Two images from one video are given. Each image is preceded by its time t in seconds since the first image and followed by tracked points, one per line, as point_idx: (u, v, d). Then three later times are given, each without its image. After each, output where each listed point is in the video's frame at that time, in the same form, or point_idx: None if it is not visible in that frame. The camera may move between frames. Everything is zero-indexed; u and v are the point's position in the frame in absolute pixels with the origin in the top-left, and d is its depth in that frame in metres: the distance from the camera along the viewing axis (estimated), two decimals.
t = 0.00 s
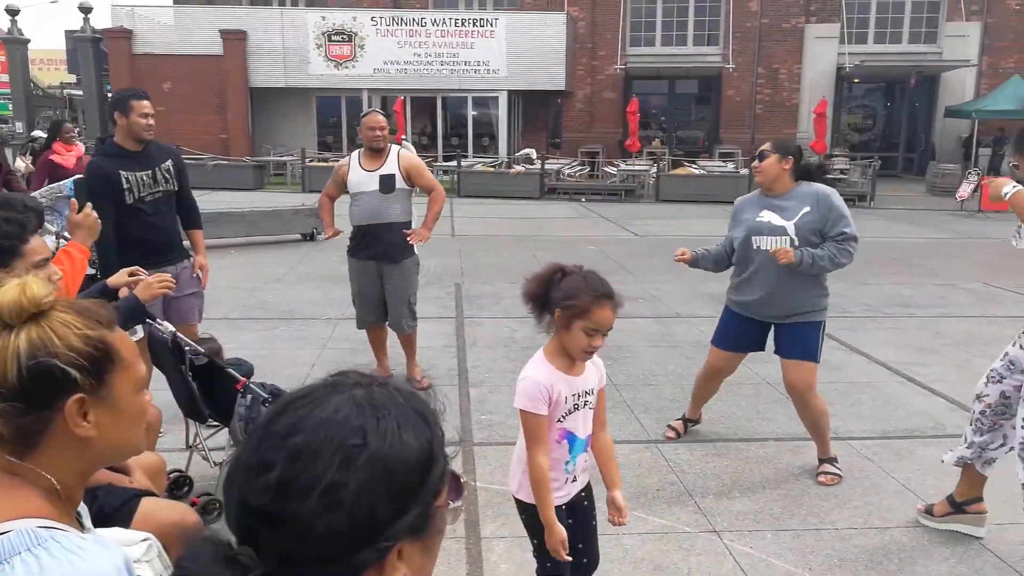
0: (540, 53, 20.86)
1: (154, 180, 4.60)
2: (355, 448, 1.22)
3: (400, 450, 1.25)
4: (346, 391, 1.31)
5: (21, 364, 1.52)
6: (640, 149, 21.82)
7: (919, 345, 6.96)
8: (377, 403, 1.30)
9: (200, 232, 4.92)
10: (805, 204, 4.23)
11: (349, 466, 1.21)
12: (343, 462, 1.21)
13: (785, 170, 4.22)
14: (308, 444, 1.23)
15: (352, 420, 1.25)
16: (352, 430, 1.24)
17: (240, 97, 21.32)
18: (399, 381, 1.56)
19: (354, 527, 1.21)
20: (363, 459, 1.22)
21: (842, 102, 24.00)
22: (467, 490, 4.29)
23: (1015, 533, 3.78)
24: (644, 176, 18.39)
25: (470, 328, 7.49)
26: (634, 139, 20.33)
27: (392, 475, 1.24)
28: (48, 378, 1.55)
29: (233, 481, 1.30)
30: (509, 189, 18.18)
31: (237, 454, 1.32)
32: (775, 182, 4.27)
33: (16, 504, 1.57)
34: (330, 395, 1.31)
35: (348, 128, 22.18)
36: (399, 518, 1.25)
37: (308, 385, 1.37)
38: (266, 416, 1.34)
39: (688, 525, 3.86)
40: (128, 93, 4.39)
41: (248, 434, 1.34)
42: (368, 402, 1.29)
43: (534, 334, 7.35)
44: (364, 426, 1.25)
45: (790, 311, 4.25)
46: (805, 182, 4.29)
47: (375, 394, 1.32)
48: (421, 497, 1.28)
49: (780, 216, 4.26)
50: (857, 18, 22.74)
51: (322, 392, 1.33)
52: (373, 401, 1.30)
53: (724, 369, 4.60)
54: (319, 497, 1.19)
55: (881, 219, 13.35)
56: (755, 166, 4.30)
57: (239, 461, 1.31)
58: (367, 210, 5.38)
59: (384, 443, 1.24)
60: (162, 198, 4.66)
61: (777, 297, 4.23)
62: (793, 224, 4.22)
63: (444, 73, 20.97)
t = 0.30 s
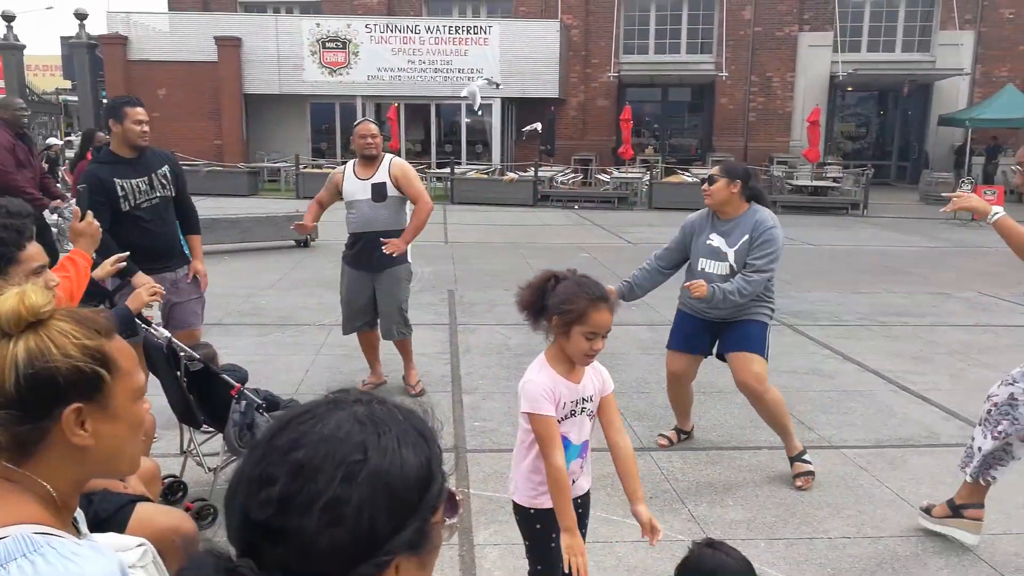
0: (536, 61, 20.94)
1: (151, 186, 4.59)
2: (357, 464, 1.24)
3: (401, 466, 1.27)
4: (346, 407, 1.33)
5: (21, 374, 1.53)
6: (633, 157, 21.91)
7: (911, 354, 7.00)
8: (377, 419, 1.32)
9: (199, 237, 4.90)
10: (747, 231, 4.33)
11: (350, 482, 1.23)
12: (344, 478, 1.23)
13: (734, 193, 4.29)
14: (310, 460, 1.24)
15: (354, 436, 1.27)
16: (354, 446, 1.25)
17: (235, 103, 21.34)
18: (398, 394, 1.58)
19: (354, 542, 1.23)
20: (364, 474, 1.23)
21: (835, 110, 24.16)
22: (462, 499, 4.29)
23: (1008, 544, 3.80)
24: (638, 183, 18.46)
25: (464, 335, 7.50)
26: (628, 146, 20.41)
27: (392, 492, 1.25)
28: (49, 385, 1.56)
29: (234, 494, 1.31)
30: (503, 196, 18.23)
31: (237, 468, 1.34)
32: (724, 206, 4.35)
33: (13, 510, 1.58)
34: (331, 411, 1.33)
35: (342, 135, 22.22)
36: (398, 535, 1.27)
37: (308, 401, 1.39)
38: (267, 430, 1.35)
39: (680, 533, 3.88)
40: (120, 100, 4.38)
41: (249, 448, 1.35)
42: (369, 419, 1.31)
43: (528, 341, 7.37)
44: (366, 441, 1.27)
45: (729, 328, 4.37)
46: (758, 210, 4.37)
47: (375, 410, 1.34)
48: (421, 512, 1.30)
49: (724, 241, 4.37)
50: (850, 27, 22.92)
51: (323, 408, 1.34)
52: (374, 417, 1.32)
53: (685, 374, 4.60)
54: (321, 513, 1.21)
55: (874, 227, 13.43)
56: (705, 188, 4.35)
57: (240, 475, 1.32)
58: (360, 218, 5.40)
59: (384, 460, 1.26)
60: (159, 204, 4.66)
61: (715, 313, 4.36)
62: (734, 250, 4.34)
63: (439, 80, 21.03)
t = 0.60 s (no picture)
0: (536, 66, 21.01)
1: (172, 190, 4.63)
2: (339, 463, 1.25)
3: (384, 466, 1.28)
4: (330, 408, 1.35)
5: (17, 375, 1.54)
6: (631, 162, 21.97)
7: (908, 362, 7.03)
8: (360, 420, 1.33)
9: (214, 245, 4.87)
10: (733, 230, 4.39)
11: (332, 482, 1.24)
12: (327, 477, 1.24)
13: (723, 194, 4.39)
14: (292, 459, 1.26)
15: (336, 436, 1.28)
16: (335, 446, 1.27)
17: (233, 105, 21.33)
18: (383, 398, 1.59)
19: (337, 542, 1.24)
20: (347, 474, 1.24)
21: (834, 118, 24.23)
22: (459, 504, 4.30)
23: (1004, 555, 3.82)
24: (636, 189, 18.52)
25: (462, 340, 7.51)
26: (626, 152, 20.47)
27: (374, 491, 1.26)
28: (46, 387, 1.56)
29: (218, 496, 1.32)
30: (501, 200, 18.27)
31: (221, 471, 1.35)
32: (711, 209, 4.45)
33: (12, 511, 1.59)
34: (314, 412, 1.34)
35: (340, 138, 22.19)
36: (383, 535, 1.27)
37: (292, 401, 1.40)
38: (250, 433, 1.37)
39: (676, 540, 3.89)
40: (149, 104, 4.46)
41: (232, 450, 1.37)
42: (352, 419, 1.32)
43: (526, 346, 7.38)
44: (348, 441, 1.28)
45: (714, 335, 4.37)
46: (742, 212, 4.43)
47: (358, 410, 1.36)
48: (404, 512, 1.30)
49: (710, 241, 4.42)
50: (850, 35, 22.96)
51: (307, 409, 1.36)
52: (356, 418, 1.33)
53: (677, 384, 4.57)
54: (303, 512, 1.22)
55: (873, 237, 13.47)
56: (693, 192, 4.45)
57: (226, 478, 1.33)
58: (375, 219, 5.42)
59: (367, 458, 1.27)
60: (178, 208, 4.69)
61: (704, 321, 4.37)
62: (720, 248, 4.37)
63: (438, 84, 21.06)
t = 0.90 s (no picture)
0: (537, 69, 21.05)
1: (208, 193, 4.64)
2: (342, 467, 1.25)
3: (387, 471, 1.28)
4: (331, 413, 1.34)
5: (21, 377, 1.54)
6: (633, 165, 21.97)
7: (911, 366, 7.01)
8: (361, 424, 1.33)
9: (246, 249, 4.82)
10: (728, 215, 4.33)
11: (338, 485, 1.24)
12: (333, 480, 1.24)
13: (736, 185, 4.32)
14: (295, 465, 1.25)
15: (337, 441, 1.28)
16: (339, 450, 1.27)
17: (235, 107, 21.37)
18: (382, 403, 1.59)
19: (342, 547, 1.23)
20: (351, 478, 1.25)
21: (836, 121, 24.22)
22: (461, 506, 4.29)
23: (1007, 558, 3.81)
24: (637, 192, 18.51)
25: (464, 342, 7.50)
26: (627, 155, 20.47)
27: (379, 495, 1.26)
28: (51, 390, 1.56)
29: (218, 501, 1.31)
30: (502, 203, 18.28)
31: (221, 476, 1.34)
32: (723, 197, 4.39)
33: (18, 512, 1.59)
34: (316, 416, 1.34)
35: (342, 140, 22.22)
36: (387, 539, 1.28)
37: (292, 407, 1.40)
38: (249, 439, 1.36)
39: (678, 542, 3.89)
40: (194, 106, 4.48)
41: (232, 457, 1.36)
42: (353, 423, 1.33)
43: (528, 348, 7.38)
44: (351, 445, 1.28)
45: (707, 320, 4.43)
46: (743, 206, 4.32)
47: (359, 415, 1.36)
48: (406, 516, 1.30)
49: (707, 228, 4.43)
50: (851, 38, 22.98)
51: (307, 414, 1.35)
52: (358, 422, 1.33)
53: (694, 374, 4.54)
54: (309, 516, 1.22)
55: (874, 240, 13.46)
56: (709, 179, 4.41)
57: (228, 483, 1.33)
58: (388, 224, 5.43)
59: (370, 462, 1.27)
60: (213, 211, 4.71)
61: (696, 305, 4.45)
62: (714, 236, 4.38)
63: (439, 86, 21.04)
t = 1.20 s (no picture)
0: (546, 69, 21.04)
1: (233, 188, 4.66)
2: (356, 471, 1.25)
3: (400, 474, 1.28)
4: (342, 416, 1.34)
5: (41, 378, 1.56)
6: (642, 165, 21.94)
7: (920, 370, 6.97)
8: (373, 427, 1.33)
9: (266, 245, 4.82)
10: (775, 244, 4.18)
11: (353, 490, 1.23)
12: (346, 484, 1.24)
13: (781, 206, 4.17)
14: (308, 468, 1.25)
15: (350, 444, 1.28)
16: (351, 454, 1.26)
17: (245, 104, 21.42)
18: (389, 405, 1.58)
19: (357, 551, 1.23)
20: (364, 481, 1.24)
21: (845, 123, 24.13)
22: (468, 506, 4.29)
23: (1016, 563, 3.78)
24: (646, 192, 18.46)
25: (471, 341, 7.51)
26: (636, 155, 20.42)
27: (393, 498, 1.26)
28: (70, 390, 1.57)
29: (230, 503, 1.31)
30: (511, 202, 18.28)
31: (232, 480, 1.33)
32: (768, 216, 4.22)
33: (41, 509, 1.58)
34: (326, 420, 1.33)
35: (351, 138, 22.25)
36: (400, 542, 1.27)
37: (302, 410, 1.39)
38: (259, 444, 1.35)
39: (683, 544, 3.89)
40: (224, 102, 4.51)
41: (243, 461, 1.35)
42: (364, 427, 1.32)
43: (535, 348, 7.38)
44: (363, 449, 1.28)
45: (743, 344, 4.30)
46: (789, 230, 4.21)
47: (370, 418, 1.35)
48: (418, 520, 1.30)
49: (750, 250, 4.27)
50: (862, 40, 22.85)
51: (318, 417, 1.34)
52: (369, 426, 1.33)
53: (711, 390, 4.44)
54: (324, 521, 1.21)
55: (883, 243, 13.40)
56: (755, 195, 4.21)
57: (239, 487, 1.32)
58: (414, 225, 5.42)
59: (382, 464, 1.27)
60: (236, 207, 4.72)
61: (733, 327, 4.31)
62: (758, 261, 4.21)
63: (448, 85, 21.06)
